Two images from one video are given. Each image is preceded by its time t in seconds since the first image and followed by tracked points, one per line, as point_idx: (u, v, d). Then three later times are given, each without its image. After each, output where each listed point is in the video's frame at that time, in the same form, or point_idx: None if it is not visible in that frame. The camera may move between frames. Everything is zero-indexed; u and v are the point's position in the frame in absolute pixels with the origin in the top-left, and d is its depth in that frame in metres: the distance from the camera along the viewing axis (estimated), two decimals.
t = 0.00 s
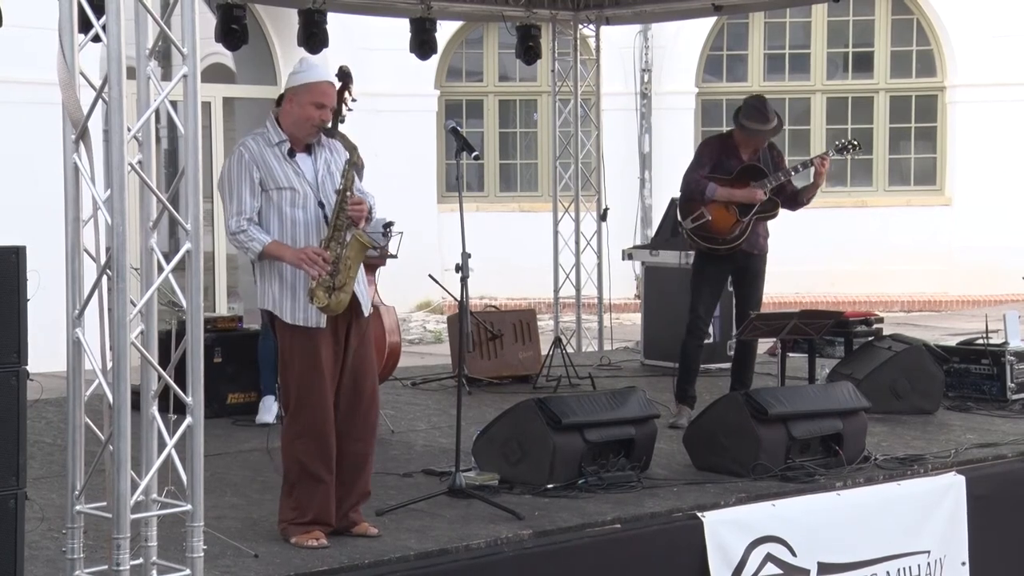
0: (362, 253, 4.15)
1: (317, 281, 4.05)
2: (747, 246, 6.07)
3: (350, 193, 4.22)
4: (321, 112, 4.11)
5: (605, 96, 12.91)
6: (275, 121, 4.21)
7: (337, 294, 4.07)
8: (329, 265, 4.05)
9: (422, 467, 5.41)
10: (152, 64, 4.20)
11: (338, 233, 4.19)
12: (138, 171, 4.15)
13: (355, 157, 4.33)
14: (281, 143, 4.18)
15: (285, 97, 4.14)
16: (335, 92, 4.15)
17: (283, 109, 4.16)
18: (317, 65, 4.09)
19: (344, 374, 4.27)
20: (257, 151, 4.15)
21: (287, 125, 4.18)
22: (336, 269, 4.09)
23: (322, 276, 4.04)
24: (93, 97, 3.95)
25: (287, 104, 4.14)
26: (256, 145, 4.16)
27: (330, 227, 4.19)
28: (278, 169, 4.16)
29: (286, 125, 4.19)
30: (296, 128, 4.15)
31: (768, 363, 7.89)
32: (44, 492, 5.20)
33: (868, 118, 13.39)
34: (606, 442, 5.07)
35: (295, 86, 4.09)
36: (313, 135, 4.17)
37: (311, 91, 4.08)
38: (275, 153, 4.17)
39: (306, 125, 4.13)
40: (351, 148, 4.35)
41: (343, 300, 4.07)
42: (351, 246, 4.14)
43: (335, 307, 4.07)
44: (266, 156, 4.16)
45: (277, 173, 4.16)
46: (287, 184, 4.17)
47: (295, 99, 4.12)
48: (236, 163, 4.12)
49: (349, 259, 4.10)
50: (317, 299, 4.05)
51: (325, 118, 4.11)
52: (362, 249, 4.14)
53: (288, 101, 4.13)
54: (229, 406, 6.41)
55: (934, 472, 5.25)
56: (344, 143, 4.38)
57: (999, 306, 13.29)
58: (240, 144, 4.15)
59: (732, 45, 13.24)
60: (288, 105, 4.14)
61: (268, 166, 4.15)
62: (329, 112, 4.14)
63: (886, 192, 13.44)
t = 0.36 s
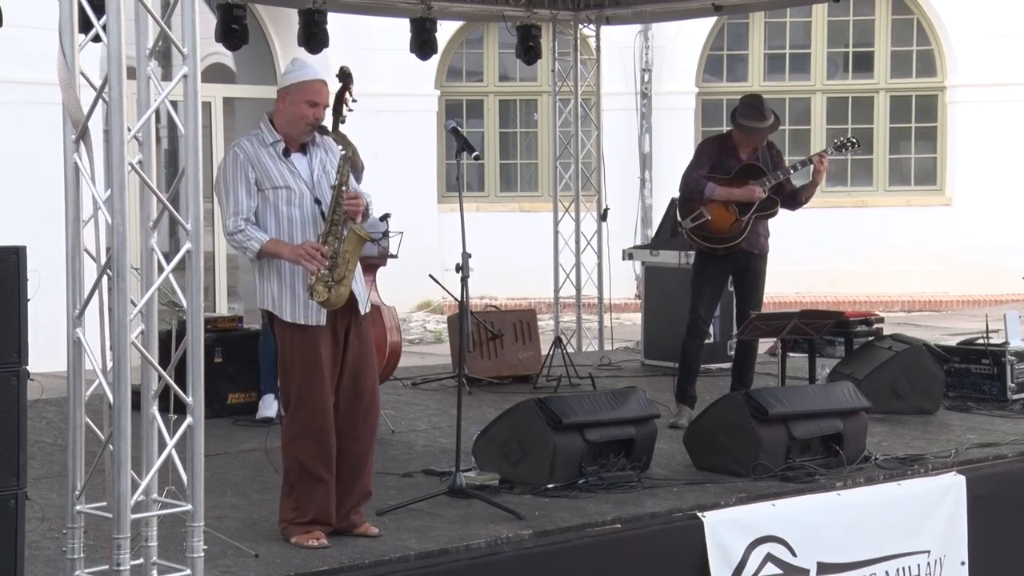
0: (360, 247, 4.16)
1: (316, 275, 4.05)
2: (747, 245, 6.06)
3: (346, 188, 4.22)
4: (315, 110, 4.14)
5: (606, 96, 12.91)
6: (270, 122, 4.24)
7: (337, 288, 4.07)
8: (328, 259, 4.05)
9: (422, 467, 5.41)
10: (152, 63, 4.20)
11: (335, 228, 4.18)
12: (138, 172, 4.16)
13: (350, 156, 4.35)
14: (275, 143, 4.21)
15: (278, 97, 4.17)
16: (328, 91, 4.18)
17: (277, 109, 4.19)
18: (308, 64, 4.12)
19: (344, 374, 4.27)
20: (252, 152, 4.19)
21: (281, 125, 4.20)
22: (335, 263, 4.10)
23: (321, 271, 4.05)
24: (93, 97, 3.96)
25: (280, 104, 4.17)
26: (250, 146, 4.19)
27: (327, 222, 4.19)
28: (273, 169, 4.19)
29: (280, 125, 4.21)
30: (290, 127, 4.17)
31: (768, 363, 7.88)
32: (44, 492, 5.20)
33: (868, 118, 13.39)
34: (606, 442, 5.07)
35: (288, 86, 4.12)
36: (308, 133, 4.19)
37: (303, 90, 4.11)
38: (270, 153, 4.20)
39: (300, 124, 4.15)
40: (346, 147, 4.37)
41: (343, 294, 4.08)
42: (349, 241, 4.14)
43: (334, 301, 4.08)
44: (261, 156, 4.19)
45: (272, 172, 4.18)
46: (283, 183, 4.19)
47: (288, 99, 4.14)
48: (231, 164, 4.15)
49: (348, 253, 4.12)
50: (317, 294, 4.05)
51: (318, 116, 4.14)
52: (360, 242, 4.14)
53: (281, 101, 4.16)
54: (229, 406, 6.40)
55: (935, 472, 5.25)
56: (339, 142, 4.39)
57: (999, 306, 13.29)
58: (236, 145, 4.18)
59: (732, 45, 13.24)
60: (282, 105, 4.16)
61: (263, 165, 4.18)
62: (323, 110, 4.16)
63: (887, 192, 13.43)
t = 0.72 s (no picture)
0: (358, 242, 4.17)
1: (315, 272, 4.07)
2: (746, 244, 6.05)
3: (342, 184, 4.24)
4: (310, 109, 4.18)
5: (606, 96, 12.91)
6: (265, 124, 4.28)
7: (336, 284, 4.09)
8: (326, 256, 4.06)
9: (422, 467, 5.40)
10: (152, 63, 4.20)
11: (333, 225, 4.18)
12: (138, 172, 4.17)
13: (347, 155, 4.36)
14: (271, 144, 4.24)
15: (273, 98, 4.21)
16: (323, 90, 4.22)
17: (272, 110, 4.22)
18: (303, 64, 4.16)
19: (344, 373, 4.27)
20: (249, 152, 4.21)
21: (276, 126, 4.24)
22: (334, 260, 4.11)
23: (320, 268, 4.06)
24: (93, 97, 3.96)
25: (276, 105, 4.21)
26: (246, 147, 4.22)
27: (325, 219, 4.19)
28: (270, 169, 4.22)
29: (275, 126, 4.25)
30: (285, 127, 4.21)
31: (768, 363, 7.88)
32: (44, 492, 5.20)
33: (869, 118, 13.39)
34: (606, 442, 5.07)
35: (282, 86, 4.16)
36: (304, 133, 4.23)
37: (298, 89, 4.15)
38: (267, 154, 4.23)
39: (295, 123, 4.20)
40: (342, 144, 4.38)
41: (343, 289, 4.10)
42: (347, 237, 4.15)
43: (334, 297, 4.09)
44: (257, 156, 4.21)
45: (268, 172, 4.22)
46: (279, 183, 4.23)
47: (283, 99, 4.19)
48: (228, 166, 4.18)
49: (346, 248, 4.13)
50: (316, 291, 4.07)
51: (314, 115, 4.19)
52: (358, 238, 4.15)
53: (276, 102, 4.20)
54: (229, 406, 6.40)
55: (935, 472, 5.25)
56: (334, 142, 4.44)
57: (999, 306, 13.28)
58: (231, 146, 4.21)
59: (732, 45, 13.24)
60: (277, 106, 4.21)
61: (259, 166, 4.21)
62: (318, 109, 4.21)
63: (887, 192, 13.43)
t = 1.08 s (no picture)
0: (357, 238, 4.17)
1: (314, 269, 4.07)
2: (739, 242, 6.05)
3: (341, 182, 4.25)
4: (306, 107, 4.19)
5: (606, 96, 12.90)
6: (261, 123, 4.28)
7: (335, 280, 4.09)
8: (325, 253, 4.07)
9: (422, 467, 5.39)
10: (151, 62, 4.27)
11: (331, 222, 4.18)
12: (138, 172, 4.22)
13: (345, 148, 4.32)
14: (268, 143, 4.24)
15: (269, 97, 4.22)
16: (318, 88, 4.23)
17: (268, 110, 4.23)
18: (298, 63, 4.18)
19: (342, 373, 4.26)
20: (245, 152, 4.21)
21: (273, 125, 4.25)
22: (333, 256, 4.11)
23: (319, 265, 4.07)
24: (92, 98, 3.99)
25: (272, 104, 4.22)
26: (243, 147, 4.22)
27: (323, 215, 4.19)
28: (267, 168, 4.22)
29: (272, 126, 4.25)
30: (282, 126, 4.21)
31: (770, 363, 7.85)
32: (43, 493, 5.18)
33: (870, 118, 13.38)
34: (606, 443, 5.06)
35: (278, 86, 4.17)
36: (300, 132, 4.23)
37: (294, 87, 4.16)
38: (264, 153, 4.23)
39: (291, 122, 4.20)
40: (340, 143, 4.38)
41: (342, 286, 4.10)
42: (346, 232, 4.15)
43: (333, 294, 4.09)
44: (254, 156, 4.22)
45: (265, 171, 4.22)
46: (277, 181, 4.23)
47: (279, 99, 4.19)
48: (225, 165, 4.18)
49: (346, 245, 4.13)
50: (315, 287, 4.07)
51: (310, 113, 4.19)
52: (357, 233, 4.15)
53: (272, 101, 4.21)
54: (229, 406, 6.39)
55: (936, 473, 5.24)
56: (331, 140, 4.44)
57: (1001, 306, 13.27)
58: (228, 146, 4.21)
59: (733, 44, 13.23)
60: (273, 105, 4.21)
61: (256, 165, 4.21)
62: (314, 108, 4.21)
63: (888, 192, 13.42)
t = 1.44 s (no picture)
0: (353, 235, 4.06)
1: (307, 266, 3.97)
2: (734, 241, 5.90)
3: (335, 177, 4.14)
4: (298, 101, 4.07)
5: (609, 91, 12.74)
6: (252, 118, 4.17)
7: (329, 277, 3.99)
8: (319, 250, 3.96)
9: (420, 472, 5.26)
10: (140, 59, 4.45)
11: (325, 217, 4.08)
12: (128, 170, 4.34)
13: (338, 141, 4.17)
14: (259, 138, 4.13)
15: (260, 91, 4.11)
16: (310, 82, 4.12)
17: (260, 104, 4.12)
18: (290, 56, 4.07)
19: (336, 375, 4.15)
20: (236, 148, 4.10)
21: (264, 120, 4.14)
22: (327, 254, 4.01)
23: (312, 262, 3.96)
24: (80, 93, 4.17)
25: (263, 98, 4.10)
26: (233, 142, 4.11)
27: (316, 212, 4.09)
28: (258, 163, 4.11)
29: (263, 120, 4.14)
30: (273, 120, 4.10)
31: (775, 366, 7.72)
32: (32, 498, 5.06)
33: (877, 115, 13.24)
34: (608, 447, 4.94)
35: (269, 79, 4.06)
36: (292, 126, 4.12)
37: (286, 81, 4.05)
38: (255, 148, 4.12)
39: (283, 116, 4.09)
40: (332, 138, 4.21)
41: (336, 284, 3.99)
42: (340, 229, 4.04)
43: (326, 292, 3.99)
44: (244, 152, 4.11)
45: (256, 167, 4.11)
46: (268, 178, 4.12)
47: (270, 92, 4.08)
48: (215, 161, 4.07)
49: (340, 242, 4.02)
50: (308, 285, 3.98)
51: (303, 107, 4.07)
52: (352, 230, 4.04)
53: (263, 94, 4.09)
54: (222, 410, 6.26)
55: (946, 478, 5.11)
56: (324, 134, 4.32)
57: (1009, 308, 13.12)
58: (218, 142, 4.10)
59: (738, 39, 13.10)
60: (264, 99, 4.10)
61: (247, 161, 4.10)
62: (307, 102, 4.10)
63: (896, 190, 13.27)
